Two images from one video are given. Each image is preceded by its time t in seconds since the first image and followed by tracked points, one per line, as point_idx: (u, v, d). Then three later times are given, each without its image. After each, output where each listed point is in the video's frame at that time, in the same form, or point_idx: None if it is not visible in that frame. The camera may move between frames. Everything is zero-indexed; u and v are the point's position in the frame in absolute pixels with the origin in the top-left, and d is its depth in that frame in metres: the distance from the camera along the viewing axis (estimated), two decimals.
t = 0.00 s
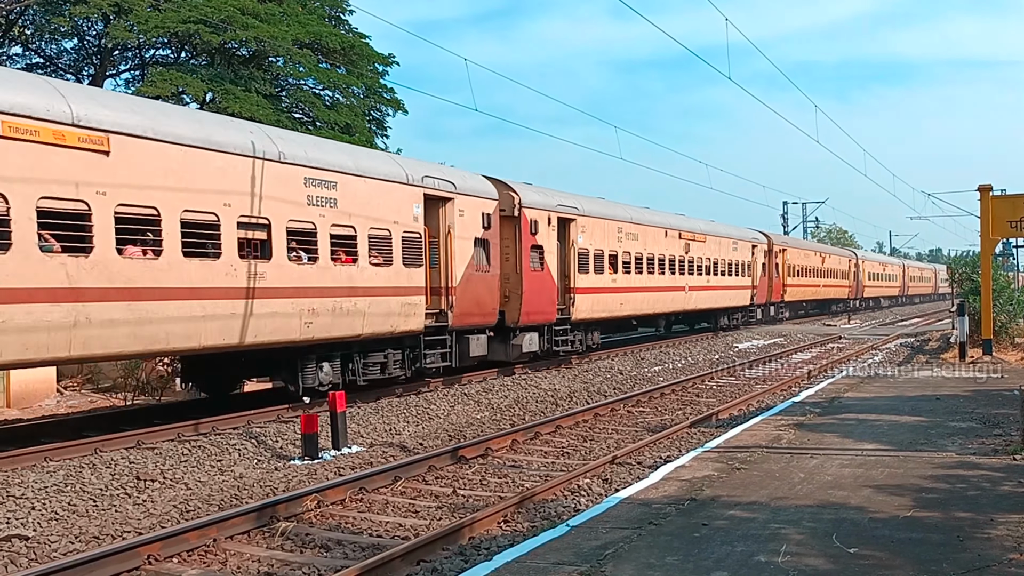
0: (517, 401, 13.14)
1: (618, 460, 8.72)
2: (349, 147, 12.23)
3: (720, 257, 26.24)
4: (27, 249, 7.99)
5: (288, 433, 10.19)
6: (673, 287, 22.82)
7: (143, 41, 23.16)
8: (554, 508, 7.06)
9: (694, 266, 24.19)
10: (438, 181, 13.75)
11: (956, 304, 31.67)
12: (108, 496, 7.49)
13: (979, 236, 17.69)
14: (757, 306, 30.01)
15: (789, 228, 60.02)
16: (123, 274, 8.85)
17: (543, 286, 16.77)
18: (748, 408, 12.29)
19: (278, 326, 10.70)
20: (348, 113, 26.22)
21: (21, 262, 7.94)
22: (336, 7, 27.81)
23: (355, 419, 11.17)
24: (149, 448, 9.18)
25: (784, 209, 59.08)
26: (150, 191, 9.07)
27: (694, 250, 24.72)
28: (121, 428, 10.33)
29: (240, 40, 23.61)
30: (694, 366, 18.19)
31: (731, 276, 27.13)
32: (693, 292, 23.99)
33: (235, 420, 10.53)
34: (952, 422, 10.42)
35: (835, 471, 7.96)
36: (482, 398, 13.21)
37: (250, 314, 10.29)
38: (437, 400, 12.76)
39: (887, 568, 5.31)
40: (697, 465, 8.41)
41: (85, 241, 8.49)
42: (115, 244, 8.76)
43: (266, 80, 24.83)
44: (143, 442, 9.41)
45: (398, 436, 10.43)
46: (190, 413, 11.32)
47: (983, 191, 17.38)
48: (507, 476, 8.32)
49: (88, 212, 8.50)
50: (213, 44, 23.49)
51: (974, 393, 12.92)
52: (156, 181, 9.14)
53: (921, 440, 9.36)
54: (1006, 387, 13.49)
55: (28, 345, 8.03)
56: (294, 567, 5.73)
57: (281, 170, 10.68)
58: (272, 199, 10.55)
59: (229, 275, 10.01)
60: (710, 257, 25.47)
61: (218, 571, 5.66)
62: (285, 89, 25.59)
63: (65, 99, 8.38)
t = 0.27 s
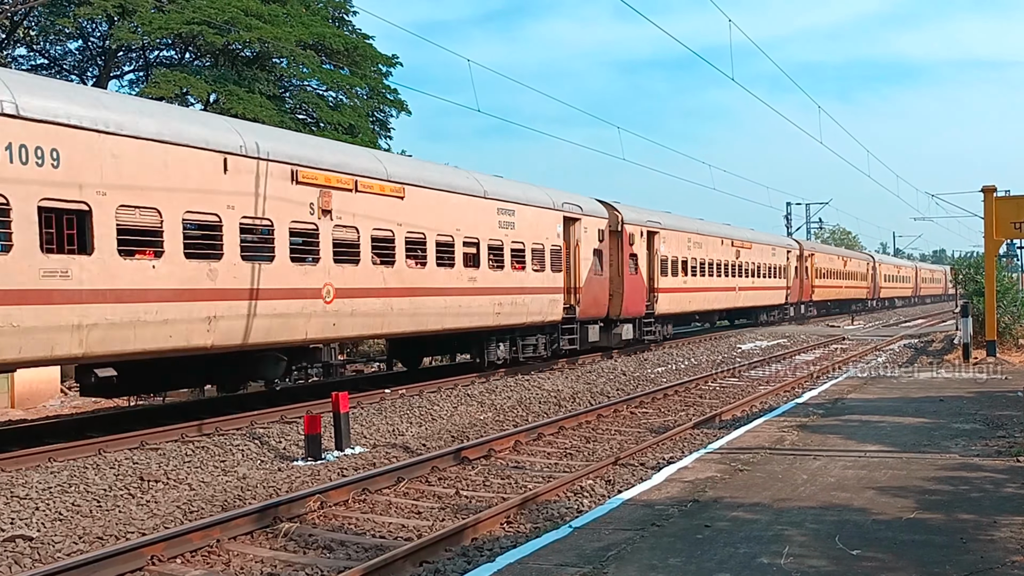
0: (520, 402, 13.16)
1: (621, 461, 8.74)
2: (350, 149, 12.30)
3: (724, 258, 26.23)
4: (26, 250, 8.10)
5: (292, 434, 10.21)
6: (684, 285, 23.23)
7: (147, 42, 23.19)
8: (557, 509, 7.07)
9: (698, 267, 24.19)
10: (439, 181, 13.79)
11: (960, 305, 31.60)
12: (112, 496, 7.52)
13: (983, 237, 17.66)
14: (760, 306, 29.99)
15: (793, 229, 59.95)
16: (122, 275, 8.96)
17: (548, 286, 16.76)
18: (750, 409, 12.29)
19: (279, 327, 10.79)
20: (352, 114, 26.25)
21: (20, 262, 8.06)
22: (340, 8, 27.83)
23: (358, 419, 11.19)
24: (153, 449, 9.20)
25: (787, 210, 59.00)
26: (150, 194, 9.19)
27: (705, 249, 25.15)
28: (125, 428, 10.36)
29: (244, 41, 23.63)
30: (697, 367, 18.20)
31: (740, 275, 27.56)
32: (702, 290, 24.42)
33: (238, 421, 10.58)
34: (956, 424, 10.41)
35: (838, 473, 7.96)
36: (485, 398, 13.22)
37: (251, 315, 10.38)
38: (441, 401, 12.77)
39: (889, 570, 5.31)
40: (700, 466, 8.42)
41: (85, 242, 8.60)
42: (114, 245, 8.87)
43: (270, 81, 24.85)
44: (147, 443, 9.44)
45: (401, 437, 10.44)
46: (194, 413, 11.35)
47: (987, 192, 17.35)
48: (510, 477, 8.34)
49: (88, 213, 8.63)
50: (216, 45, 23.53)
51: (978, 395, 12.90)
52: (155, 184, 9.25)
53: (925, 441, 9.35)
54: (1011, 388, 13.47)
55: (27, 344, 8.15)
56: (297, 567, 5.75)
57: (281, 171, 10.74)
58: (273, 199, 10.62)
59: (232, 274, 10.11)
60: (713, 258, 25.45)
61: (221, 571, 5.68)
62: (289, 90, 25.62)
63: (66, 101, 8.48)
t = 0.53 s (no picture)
0: (521, 402, 13.17)
1: (623, 462, 8.74)
2: (352, 150, 12.27)
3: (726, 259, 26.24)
4: (23, 253, 8.02)
5: (293, 434, 10.23)
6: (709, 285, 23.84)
7: (149, 43, 23.21)
8: (558, 510, 7.07)
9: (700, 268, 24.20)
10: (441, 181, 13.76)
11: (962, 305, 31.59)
12: (114, 496, 7.54)
13: (985, 238, 17.64)
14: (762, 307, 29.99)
15: (794, 229, 59.95)
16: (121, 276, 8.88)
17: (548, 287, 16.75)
18: (752, 410, 12.28)
19: (281, 328, 10.78)
20: (354, 114, 26.27)
21: (23, 263, 8.01)
22: (342, 8, 27.84)
23: (360, 420, 11.20)
24: (154, 450, 9.22)
25: (789, 210, 59.00)
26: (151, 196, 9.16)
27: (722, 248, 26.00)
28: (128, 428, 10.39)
29: (246, 41, 23.65)
30: (699, 368, 18.20)
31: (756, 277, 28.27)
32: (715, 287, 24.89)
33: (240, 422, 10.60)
34: (958, 425, 10.40)
35: (839, 474, 7.96)
36: (487, 399, 13.23)
37: (253, 317, 10.36)
38: (442, 402, 12.78)
39: (890, 571, 5.31)
40: (701, 467, 8.42)
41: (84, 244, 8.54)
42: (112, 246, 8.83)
43: (272, 82, 24.86)
44: (149, 443, 9.46)
45: (403, 438, 10.44)
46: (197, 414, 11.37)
47: (989, 193, 17.34)
48: (511, 477, 8.35)
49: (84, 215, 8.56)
50: (218, 46, 23.55)
51: (980, 395, 12.89)
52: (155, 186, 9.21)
53: (926, 442, 9.35)
54: (1012, 389, 13.46)
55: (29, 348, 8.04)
56: (298, 568, 5.75)
57: (283, 172, 10.71)
58: (275, 200, 10.60)
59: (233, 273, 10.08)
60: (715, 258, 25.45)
61: (223, 572, 5.69)
62: (291, 90, 25.60)
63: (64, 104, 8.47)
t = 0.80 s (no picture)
0: (522, 402, 13.18)
1: (623, 462, 8.75)
2: (350, 150, 12.27)
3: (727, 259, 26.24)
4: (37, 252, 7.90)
5: (294, 434, 10.24)
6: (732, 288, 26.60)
7: (151, 43, 23.24)
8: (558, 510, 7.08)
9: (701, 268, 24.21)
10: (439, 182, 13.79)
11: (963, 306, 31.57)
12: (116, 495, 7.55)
13: (987, 238, 17.62)
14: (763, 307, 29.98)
15: (796, 229, 59.92)
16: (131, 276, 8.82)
17: (546, 288, 16.78)
18: (754, 411, 12.28)
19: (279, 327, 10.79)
20: (355, 114, 26.29)
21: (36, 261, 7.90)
22: (344, 8, 27.86)
23: (361, 420, 11.22)
24: (155, 449, 9.23)
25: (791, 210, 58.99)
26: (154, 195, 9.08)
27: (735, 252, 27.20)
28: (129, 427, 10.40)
29: (248, 41, 23.66)
30: (700, 368, 18.19)
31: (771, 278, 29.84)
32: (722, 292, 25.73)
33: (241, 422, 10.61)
34: (958, 425, 10.40)
35: (839, 474, 7.96)
36: (488, 399, 13.23)
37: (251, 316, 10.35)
38: (443, 402, 12.78)
39: (890, 571, 5.31)
40: (701, 466, 8.43)
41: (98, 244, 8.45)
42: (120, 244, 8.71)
43: (273, 82, 24.87)
44: (150, 443, 9.48)
45: (403, 438, 10.45)
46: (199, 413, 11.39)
47: (991, 193, 17.33)
48: (511, 477, 8.35)
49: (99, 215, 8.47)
50: (220, 46, 23.58)
51: (981, 396, 12.89)
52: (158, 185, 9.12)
53: (927, 442, 9.35)
54: (1013, 389, 13.46)
55: (42, 350, 7.94)
56: (298, 567, 5.79)
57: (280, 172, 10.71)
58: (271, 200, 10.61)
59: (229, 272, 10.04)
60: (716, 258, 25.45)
61: (224, 570, 5.70)
62: (292, 91, 25.59)
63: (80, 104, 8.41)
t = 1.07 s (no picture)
0: (523, 402, 13.18)
1: (624, 461, 8.75)
2: (355, 149, 12.31)
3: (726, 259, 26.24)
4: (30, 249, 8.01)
5: (294, 434, 10.24)
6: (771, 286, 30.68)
7: (151, 43, 23.24)
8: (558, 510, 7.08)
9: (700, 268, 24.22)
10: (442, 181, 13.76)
11: (963, 306, 31.56)
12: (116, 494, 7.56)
13: (987, 238, 17.61)
14: (762, 307, 30.02)
15: (797, 229, 59.87)
16: (132, 273, 8.91)
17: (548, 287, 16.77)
18: (753, 410, 12.27)
19: (286, 326, 10.77)
20: (355, 114, 26.31)
21: (30, 258, 8.01)
22: (344, 8, 27.86)
23: (362, 419, 11.22)
24: (156, 448, 9.23)
25: (792, 210, 59.01)
26: (156, 193, 9.11)
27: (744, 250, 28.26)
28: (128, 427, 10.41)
29: (248, 41, 23.66)
30: (701, 368, 18.18)
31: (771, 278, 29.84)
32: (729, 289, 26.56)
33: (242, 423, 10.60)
34: (959, 424, 10.39)
35: (840, 473, 7.95)
36: (489, 399, 13.24)
37: (255, 316, 10.34)
38: (444, 401, 12.78)
39: (890, 570, 5.32)
40: (702, 466, 8.43)
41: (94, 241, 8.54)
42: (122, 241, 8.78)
43: (274, 82, 24.87)
44: (150, 442, 9.49)
45: (404, 437, 10.45)
46: (200, 413, 11.39)
47: (991, 193, 17.32)
48: (512, 477, 8.36)
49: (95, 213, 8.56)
50: (220, 46, 23.59)
51: (981, 395, 12.88)
52: (160, 184, 9.16)
53: (927, 442, 9.34)
54: (1013, 389, 13.45)
55: (31, 346, 8.06)
56: (298, 567, 5.80)
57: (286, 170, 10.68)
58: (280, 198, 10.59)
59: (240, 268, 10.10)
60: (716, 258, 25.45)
61: (224, 569, 5.70)
62: (293, 90, 25.60)
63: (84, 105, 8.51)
